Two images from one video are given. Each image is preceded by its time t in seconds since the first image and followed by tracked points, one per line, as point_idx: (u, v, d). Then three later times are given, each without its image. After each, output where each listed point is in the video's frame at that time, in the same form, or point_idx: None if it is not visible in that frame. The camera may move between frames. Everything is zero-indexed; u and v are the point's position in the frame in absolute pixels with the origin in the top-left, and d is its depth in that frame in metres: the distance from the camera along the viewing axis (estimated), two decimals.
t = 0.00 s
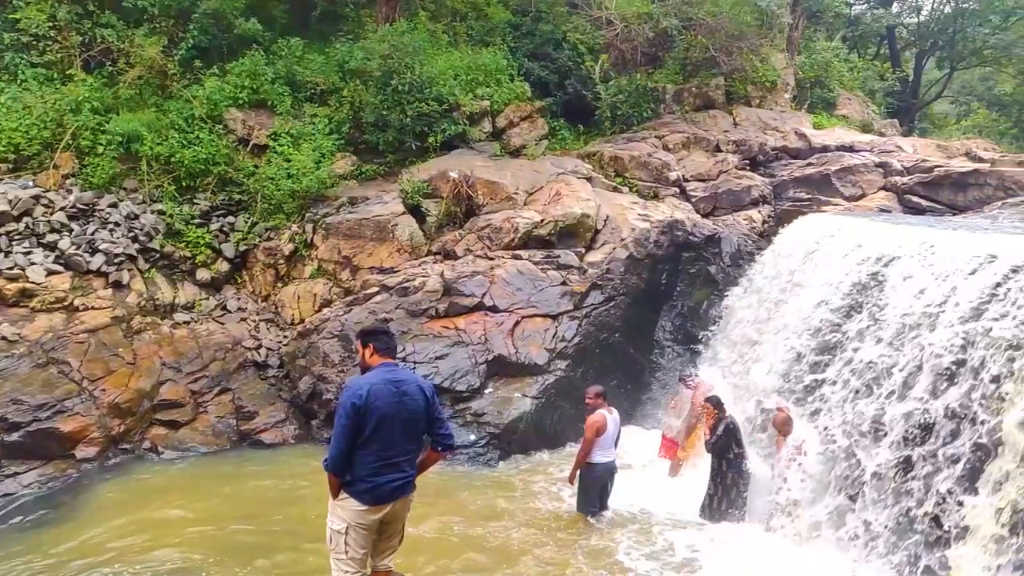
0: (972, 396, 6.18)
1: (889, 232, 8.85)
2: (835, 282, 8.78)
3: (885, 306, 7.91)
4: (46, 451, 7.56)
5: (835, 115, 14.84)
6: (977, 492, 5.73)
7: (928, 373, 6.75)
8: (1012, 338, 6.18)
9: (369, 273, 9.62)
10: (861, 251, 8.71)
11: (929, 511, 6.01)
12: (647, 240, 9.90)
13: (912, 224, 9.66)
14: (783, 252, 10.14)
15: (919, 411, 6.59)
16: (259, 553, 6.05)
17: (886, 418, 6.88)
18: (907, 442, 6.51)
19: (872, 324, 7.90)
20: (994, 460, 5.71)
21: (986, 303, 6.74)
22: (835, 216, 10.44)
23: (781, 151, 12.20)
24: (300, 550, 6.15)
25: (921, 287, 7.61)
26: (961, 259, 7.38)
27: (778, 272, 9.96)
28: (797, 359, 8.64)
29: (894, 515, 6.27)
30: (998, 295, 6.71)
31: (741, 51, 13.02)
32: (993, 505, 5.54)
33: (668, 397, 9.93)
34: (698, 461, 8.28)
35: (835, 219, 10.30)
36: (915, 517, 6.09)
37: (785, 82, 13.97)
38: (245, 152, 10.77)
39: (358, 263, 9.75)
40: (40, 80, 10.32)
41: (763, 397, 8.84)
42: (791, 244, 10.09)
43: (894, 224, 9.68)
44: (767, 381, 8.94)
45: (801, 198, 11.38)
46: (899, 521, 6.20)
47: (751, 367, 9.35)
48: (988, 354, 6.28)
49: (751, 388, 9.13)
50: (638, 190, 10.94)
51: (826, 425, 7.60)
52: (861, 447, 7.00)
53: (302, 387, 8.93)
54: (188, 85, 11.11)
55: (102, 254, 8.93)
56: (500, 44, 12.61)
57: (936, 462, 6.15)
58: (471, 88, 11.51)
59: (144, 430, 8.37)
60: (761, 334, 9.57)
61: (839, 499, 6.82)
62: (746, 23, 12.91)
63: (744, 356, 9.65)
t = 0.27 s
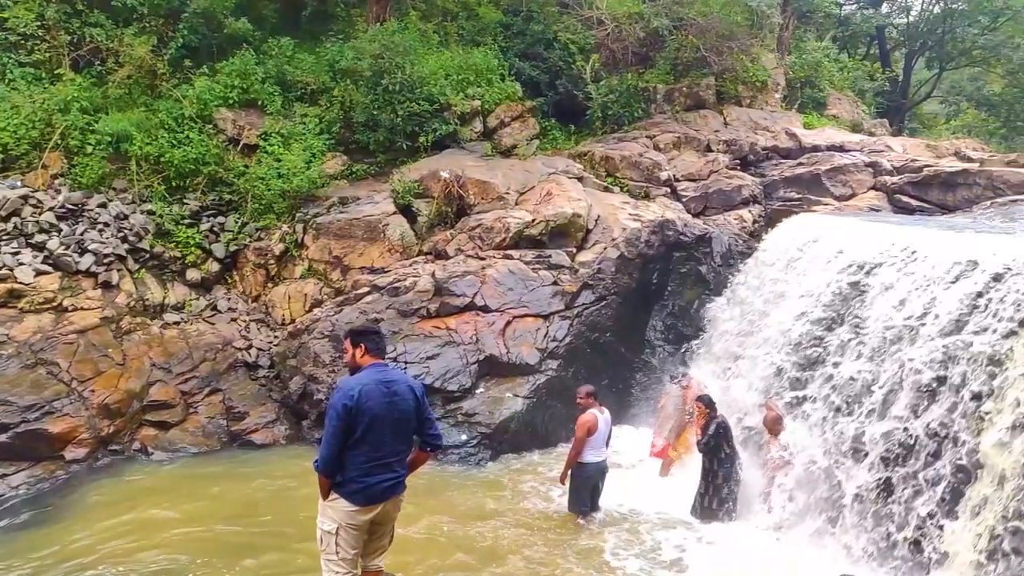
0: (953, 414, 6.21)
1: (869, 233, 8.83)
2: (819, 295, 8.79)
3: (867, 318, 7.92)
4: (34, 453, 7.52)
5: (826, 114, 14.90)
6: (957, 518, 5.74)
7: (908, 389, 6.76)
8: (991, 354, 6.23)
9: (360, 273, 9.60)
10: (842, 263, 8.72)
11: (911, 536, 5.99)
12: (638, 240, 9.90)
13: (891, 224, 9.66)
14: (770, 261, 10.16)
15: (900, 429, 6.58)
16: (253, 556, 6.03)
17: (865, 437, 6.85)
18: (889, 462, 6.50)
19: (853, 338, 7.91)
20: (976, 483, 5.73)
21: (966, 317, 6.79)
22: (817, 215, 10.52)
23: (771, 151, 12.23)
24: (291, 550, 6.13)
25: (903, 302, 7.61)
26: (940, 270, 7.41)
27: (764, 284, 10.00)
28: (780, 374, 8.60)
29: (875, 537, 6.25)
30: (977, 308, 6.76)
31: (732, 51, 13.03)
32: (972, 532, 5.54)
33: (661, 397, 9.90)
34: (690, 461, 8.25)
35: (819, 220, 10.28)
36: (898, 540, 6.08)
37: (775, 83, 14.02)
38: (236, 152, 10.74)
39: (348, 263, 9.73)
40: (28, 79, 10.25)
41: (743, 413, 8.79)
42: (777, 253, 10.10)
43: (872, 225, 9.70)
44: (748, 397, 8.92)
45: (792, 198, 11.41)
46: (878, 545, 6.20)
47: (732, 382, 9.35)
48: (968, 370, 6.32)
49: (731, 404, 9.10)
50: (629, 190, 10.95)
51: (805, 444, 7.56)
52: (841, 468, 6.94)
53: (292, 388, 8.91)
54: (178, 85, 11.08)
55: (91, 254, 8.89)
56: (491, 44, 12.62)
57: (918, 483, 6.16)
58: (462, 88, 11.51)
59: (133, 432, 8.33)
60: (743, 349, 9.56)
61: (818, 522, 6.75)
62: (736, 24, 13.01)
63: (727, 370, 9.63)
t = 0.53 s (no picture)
0: (932, 434, 6.12)
1: (851, 241, 8.75)
2: (802, 309, 8.75)
3: (848, 333, 7.87)
4: (21, 454, 7.48)
5: (815, 114, 14.96)
6: (935, 543, 5.57)
7: (888, 407, 6.69)
8: (969, 370, 6.15)
9: (349, 273, 9.59)
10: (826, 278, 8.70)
11: (891, 562, 5.86)
12: (628, 240, 9.91)
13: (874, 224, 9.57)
14: (755, 267, 10.17)
15: (879, 449, 6.51)
16: (241, 556, 6.01)
17: (846, 458, 6.78)
18: (869, 484, 6.41)
19: (835, 354, 7.85)
20: (954, 508, 5.56)
21: (944, 330, 6.72)
22: (803, 216, 10.57)
23: (761, 151, 12.27)
24: (278, 550, 6.12)
25: (883, 317, 7.56)
26: (921, 284, 7.38)
27: (748, 296, 9.96)
28: (762, 390, 8.54)
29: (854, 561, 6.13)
30: (957, 322, 6.70)
31: (721, 50, 13.07)
32: (950, 559, 5.34)
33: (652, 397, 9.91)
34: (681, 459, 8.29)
35: (809, 220, 10.26)
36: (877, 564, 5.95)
37: (765, 83, 14.08)
38: (225, 151, 10.70)
39: (338, 263, 9.72)
40: (15, 78, 10.18)
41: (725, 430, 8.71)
42: (762, 262, 10.08)
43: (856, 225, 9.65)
44: (730, 414, 8.85)
45: (781, 197, 11.44)
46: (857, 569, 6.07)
47: (715, 398, 9.28)
48: (946, 388, 6.24)
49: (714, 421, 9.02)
50: (619, 190, 10.97)
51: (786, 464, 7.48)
52: (822, 489, 6.86)
53: (282, 388, 8.88)
54: (167, 84, 11.07)
55: (79, 254, 8.84)
56: (481, 43, 12.62)
57: (897, 506, 6.06)
58: (452, 87, 11.51)
59: (122, 432, 8.29)
60: (726, 364, 9.51)
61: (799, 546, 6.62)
62: (724, 22, 12.94)
63: (710, 386, 9.56)
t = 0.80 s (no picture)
0: (914, 455, 6.14)
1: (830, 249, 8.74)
2: (784, 322, 8.76)
3: (827, 346, 7.88)
4: (8, 455, 7.43)
5: (805, 114, 15.01)
6: (917, 569, 5.57)
7: (869, 425, 6.70)
8: (949, 387, 6.17)
9: (339, 273, 9.57)
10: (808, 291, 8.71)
11: None
12: (619, 239, 9.93)
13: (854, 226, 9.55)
14: (741, 276, 10.19)
15: (859, 471, 6.53)
16: (231, 557, 5.98)
17: (826, 478, 6.80)
18: (850, 506, 6.44)
19: (817, 368, 7.85)
20: (934, 534, 5.58)
21: (925, 344, 6.73)
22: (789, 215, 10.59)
23: (750, 151, 12.31)
24: (266, 551, 6.10)
25: (862, 331, 7.57)
26: (900, 295, 7.40)
27: (730, 308, 9.99)
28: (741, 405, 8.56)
29: None
30: (936, 335, 6.71)
31: (711, 51, 13.10)
32: None
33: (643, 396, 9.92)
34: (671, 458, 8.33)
35: (791, 222, 10.31)
36: None
37: (755, 83, 14.13)
38: (215, 150, 10.67)
39: (328, 263, 9.70)
40: (2, 77, 10.11)
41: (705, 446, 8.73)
42: (745, 272, 10.12)
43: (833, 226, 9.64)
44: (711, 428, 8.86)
45: (771, 197, 11.47)
46: None
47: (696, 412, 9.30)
48: (928, 407, 6.26)
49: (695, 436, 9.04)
50: (609, 190, 10.98)
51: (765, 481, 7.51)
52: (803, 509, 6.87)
53: (271, 389, 8.86)
54: (155, 83, 11.01)
55: (67, 254, 8.79)
56: (471, 43, 12.62)
57: (880, 529, 6.08)
58: (442, 87, 11.51)
59: (110, 433, 8.25)
60: (708, 378, 9.53)
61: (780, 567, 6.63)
62: (713, 21, 12.95)
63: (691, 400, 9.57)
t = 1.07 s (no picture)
0: (895, 477, 6.15)
1: (813, 260, 8.77)
2: (767, 337, 8.77)
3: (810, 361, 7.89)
4: None
5: (796, 114, 15.06)
6: None
7: (851, 444, 6.71)
8: (932, 406, 6.21)
9: (330, 273, 9.56)
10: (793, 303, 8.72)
11: None
12: (610, 239, 9.95)
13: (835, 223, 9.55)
14: (725, 286, 10.22)
15: (840, 494, 6.54)
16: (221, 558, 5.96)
17: (807, 499, 6.80)
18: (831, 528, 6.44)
19: (799, 384, 7.84)
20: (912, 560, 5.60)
21: (907, 359, 6.75)
22: (774, 215, 10.66)
23: (742, 150, 12.34)
24: (256, 551, 6.08)
25: (844, 348, 7.58)
26: (883, 307, 7.44)
27: (715, 321, 10.00)
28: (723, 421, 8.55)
29: None
30: (918, 350, 6.74)
31: (702, 51, 13.12)
32: None
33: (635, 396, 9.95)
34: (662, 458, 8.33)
35: (772, 223, 10.34)
36: None
37: (745, 83, 14.16)
38: (205, 150, 10.64)
39: (319, 263, 9.69)
40: None
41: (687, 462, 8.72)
42: (729, 282, 10.17)
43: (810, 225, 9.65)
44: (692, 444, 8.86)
45: (762, 197, 11.50)
46: None
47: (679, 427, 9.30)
48: (909, 426, 6.29)
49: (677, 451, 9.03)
50: (601, 189, 11.00)
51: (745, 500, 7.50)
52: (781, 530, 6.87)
53: (262, 389, 8.84)
54: (145, 83, 10.96)
55: (56, 254, 8.75)
56: (462, 43, 12.62)
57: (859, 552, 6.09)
58: (434, 87, 11.52)
59: (100, 434, 8.21)
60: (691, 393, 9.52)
61: None
62: (703, 21, 12.85)
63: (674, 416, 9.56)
